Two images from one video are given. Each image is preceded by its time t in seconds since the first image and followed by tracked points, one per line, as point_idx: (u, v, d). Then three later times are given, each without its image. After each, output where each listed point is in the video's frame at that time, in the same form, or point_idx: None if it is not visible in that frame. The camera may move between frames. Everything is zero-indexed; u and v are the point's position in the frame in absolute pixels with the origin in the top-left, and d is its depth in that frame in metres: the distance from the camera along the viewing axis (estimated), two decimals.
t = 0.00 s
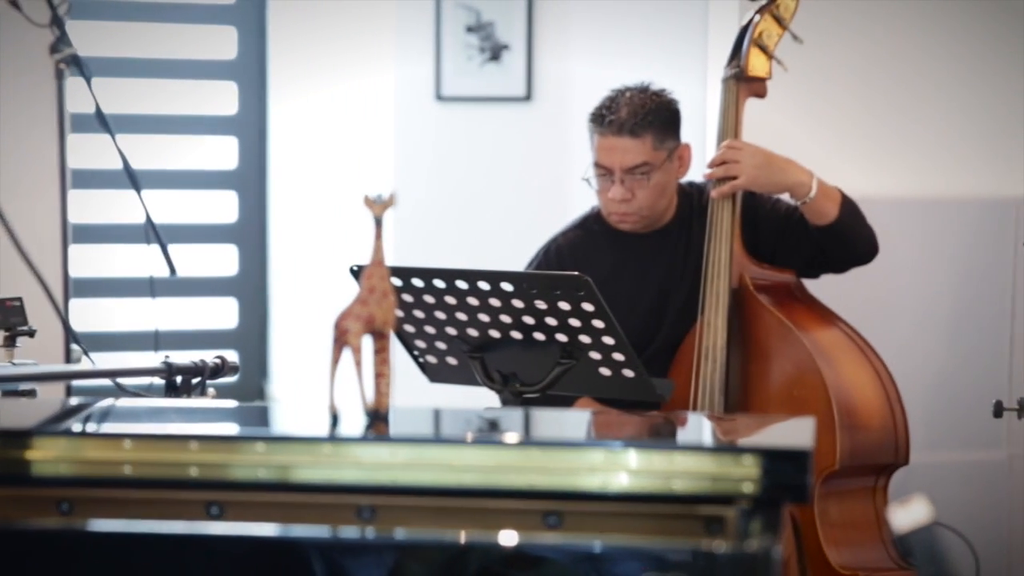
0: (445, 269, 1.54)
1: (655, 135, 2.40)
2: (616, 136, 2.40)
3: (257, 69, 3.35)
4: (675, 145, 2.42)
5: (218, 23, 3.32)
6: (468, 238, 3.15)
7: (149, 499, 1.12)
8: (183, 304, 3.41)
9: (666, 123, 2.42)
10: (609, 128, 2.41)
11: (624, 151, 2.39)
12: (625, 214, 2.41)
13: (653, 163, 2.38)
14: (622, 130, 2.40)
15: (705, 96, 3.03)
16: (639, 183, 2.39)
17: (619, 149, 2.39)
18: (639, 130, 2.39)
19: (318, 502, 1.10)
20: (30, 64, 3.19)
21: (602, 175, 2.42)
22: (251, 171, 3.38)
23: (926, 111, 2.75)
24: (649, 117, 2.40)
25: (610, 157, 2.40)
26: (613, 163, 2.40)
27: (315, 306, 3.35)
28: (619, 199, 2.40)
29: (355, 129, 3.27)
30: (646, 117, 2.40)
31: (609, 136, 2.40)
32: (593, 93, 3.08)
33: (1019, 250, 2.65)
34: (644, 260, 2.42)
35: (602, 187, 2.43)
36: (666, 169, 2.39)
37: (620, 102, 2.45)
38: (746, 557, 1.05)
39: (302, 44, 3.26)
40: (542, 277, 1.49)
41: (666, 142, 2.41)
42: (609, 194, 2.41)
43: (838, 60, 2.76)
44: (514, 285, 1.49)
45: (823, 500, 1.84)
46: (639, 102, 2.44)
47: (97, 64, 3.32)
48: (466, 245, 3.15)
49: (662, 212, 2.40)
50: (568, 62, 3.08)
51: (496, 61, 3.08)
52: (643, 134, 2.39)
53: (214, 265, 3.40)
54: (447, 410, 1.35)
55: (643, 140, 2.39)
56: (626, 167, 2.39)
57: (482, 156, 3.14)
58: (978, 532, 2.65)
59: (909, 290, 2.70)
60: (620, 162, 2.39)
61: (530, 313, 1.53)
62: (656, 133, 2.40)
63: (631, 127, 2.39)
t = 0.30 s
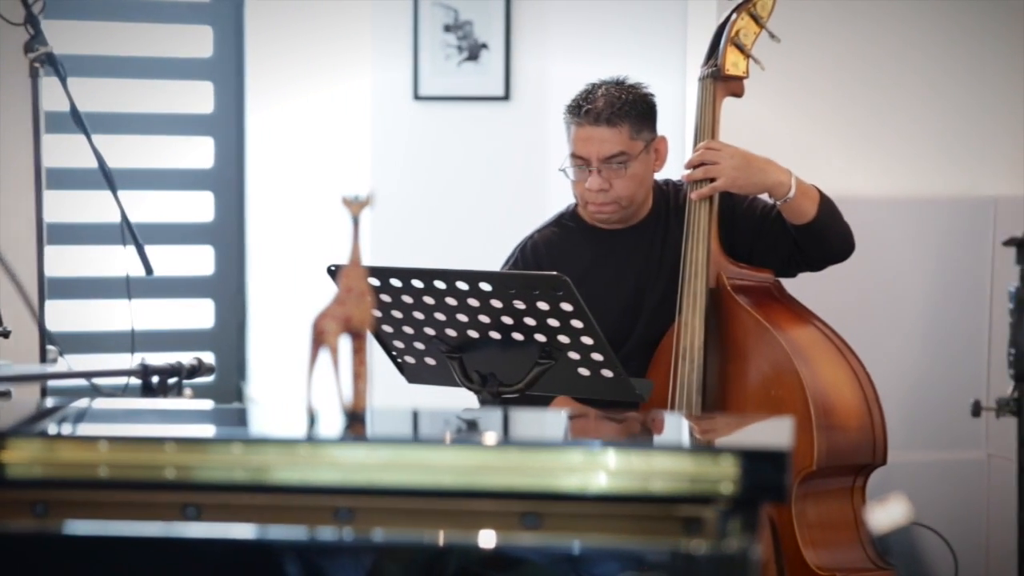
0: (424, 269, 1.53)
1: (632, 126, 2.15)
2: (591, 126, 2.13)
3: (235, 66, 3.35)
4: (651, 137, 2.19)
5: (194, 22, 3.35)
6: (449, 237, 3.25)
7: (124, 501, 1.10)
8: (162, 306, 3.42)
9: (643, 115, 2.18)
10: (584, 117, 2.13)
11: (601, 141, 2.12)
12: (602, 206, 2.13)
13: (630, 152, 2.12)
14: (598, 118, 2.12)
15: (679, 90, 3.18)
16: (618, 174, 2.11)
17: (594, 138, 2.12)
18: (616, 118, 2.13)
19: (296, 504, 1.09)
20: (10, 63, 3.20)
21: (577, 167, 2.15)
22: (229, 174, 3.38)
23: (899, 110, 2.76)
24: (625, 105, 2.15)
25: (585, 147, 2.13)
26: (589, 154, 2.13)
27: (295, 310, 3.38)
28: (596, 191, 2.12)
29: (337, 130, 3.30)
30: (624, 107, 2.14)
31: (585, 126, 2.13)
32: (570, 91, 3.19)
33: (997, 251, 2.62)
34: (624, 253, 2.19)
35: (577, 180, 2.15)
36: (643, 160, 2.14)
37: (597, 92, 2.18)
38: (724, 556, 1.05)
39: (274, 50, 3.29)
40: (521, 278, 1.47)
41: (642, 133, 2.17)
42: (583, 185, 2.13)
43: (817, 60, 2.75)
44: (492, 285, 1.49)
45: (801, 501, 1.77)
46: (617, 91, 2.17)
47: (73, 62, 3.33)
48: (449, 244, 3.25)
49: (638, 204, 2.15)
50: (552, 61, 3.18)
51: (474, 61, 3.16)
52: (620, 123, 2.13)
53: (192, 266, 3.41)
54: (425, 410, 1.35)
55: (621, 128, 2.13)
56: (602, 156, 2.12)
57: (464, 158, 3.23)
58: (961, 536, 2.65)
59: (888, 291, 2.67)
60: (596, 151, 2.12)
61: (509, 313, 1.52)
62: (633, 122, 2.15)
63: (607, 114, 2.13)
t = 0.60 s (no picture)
0: (399, 269, 1.53)
1: (610, 126, 2.15)
2: (570, 123, 2.12)
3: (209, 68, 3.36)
4: (628, 138, 2.19)
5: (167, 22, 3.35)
6: (425, 236, 3.27)
7: (99, 504, 1.09)
8: (135, 308, 3.42)
9: (621, 116, 2.18)
10: (563, 114, 2.13)
11: (579, 138, 2.12)
12: (577, 203, 2.13)
13: (608, 151, 2.12)
14: (577, 116, 2.12)
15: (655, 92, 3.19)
16: (594, 172, 2.11)
17: (572, 136, 2.12)
18: (595, 116, 2.13)
19: (271, 506, 1.08)
20: None
21: (554, 164, 2.14)
22: (199, 175, 3.38)
23: (869, 110, 2.76)
24: (604, 105, 2.15)
25: (563, 144, 2.12)
26: (566, 151, 2.12)
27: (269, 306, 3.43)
28: (572, 189, 2.12)
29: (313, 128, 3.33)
30: (603, 106, 2.14)
31: (563, 123, 2.13)
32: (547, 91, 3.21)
33: (970, 250, 2.63)
34: (596, 253, 2.19)
35: (553, 177, 2.15)
36: (619, 160, 2.14)
37: (575, 90, 2.17)
38: (700, 556, 1.05)
39: (274, 50, 3.32)
40: (495, 278, 1.47)
41: (619, 133, 2.17)
42: (559, 183, 2.13)
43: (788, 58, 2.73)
44: (467, 285, 1.49)
45: (773, 500, 1.75)
46: (596, 91, 2.17)
47: (50, 60, 3.34)
48: (424, 241, 3.28)
49: (613, 203, 2.15)
50: (529, 62, 3.20)
51: (450, 60, 3.18)
52: (599, 122, 2.13)
53: (167, 266, 3.42)
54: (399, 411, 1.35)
55: (600, 127, 2.13)
56: (579, 154, 2.11)
57: (443, 157, 3.25)
58: (934, 535, 2.66)
59: (861, 290, 2.66)
60: (574, 149, 2.11)
61: (484, 313, 1.52)
62: (611, 122, 2.15)
63: (586, 113, 2.12)
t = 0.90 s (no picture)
0: (377, 269, 1.53)
1: (592, 130, 2.14)
2: (551, 127, 2.11)
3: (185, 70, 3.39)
4: (609, 142, 2.18)
5: (143, 23, 3.38)
6: (403, 238, 3.27)
7: (74, 505, 1.08)
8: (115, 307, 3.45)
9: (603, 119, 2.17)
10: (545, 118, 2.11)
11: (560, 143, 2.10)
12: (558, 208, 2.13)
13: (589, 157, 2.11)
14: (558, 120, 2.11)
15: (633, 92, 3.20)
16: (575, 177, 2.11)
17: (554, 140, 2.10)
18: (577, 121, 2.11)
19: (247, 508, 1.08)
20: None
21: (536, 168, 2.13)
22: (176, 175, 3.42)
23: (845, 111, 2.77)
24: (586, 109, 2.13)
25: (544, 148, 2.11)
26: (547, 155, 2.11)
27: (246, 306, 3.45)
28: (552, 193, 2.11)
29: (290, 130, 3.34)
30: (584, 111, 2.13)
31: (545, 127, 2.11)
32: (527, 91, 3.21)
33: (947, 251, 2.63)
34: (574, 253, 2.19)
35: (535, 181, 2.14)
36: (600, 164, 2.13)
37: (557, 93, 2.16)
38: (678, 557, 1.05)
39: (273, 50, 3.32)
40: (472, 277, 1.47)
41: (601, 137, 2.15)
42: (540, 187, 2.12)
43: (764, 58, 2.74)
44: (445, 284, 1.49)
45: (749, 499, 1.74)
46: (578, 94, 2.16)
47: (26, 61, 3.39)
48: (401, 243, 3.27)
49: (593, 208, 2.15)
50: (507, 63, 3.20)
51: (427, 61, 3.18)
52: (580, 127, 2.12)
53: (143, 266, 3.45)
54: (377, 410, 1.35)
55: (581, 132, 2.11)
56: (561, 159, 2.10)
57: (421, 157, 3.25)
58: (912, 534, 2.66)
59: (835, 290, 2.66)
60: (555, 154, 2.10)
61: (462, 313, 1.52)
62: (593, 126, 2.14)
63: (568, 117, 2.11)
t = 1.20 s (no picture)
0: (355, 269, 1.52)
1: (570, 125, 2.14)
2: (531, 123, 2.11)
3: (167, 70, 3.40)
4: (588, 138, 2.18)
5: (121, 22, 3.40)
6: (381, 239, 3.27)
7: (49, 506, 1.08)
8: (86, 306, 3.46)
9: (581, 116, 2.17)
10: (523, 113, 2.11)
11: (540, 138, 2.10)
12: (538, 204, 2.12)
13: (569, 150, 2.11)
14: (537, 116, 2.11)
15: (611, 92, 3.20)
16: (554, 172, 2.10)
17: (533, 135, 2.10)
18: (556, 116, 2.12)
19: (223, 508, 1.07)
20: None
21: (514, 164, 2.12)
22: (152, 175, 3.43)
23: (822, 111, 2.77)
24: (564, 105, 2.14)
25: (523, 144, 2.10)
26: (527, 151, 2.11)
27: (225, 305, 3.46)
28: (532, 188, 2.11)
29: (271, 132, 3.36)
30: (563, 106, 2.13)
31: (523, 123, 2.11)
32: (506, 91, 3.21)
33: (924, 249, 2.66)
34: (552, 252, 2.19)
35: (513, 177, 2.13)
36: (579, 160, 2.14)
37: (536, 89, 2.16)
38: (658, 555, 1.05)
39: (274, 50, 3.31)
40: (450, 277, 1.47)
41: (579, 133, 2.16)
42: (520, 182, 2.12)
43: (742, 58, 2.74)
44: (423, 285, 1.48)
45: (726, 500, 1.74)
46: (556, 91, 2.16)
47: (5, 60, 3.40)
48: (380, 243, 3.27)
49: (572, 204, 2.15)
50: (486, 63, 3.20)
51: (404, 61, 3.17)
52: (559, 121, 2.12)
53: (121, 268, 3.47)
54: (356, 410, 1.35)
55: (560, 127, 2.12)
56: (540, 154, 2.10)
57: (398, 157, 3.25)
58: (887, 532, 2.68)
59: (815, 288, 2.66)
60: (535, 149, 2.10)
61: (440, 313, 1.52)
62: (571, 122, 2.14)
63: (547, 112, 2.11)
